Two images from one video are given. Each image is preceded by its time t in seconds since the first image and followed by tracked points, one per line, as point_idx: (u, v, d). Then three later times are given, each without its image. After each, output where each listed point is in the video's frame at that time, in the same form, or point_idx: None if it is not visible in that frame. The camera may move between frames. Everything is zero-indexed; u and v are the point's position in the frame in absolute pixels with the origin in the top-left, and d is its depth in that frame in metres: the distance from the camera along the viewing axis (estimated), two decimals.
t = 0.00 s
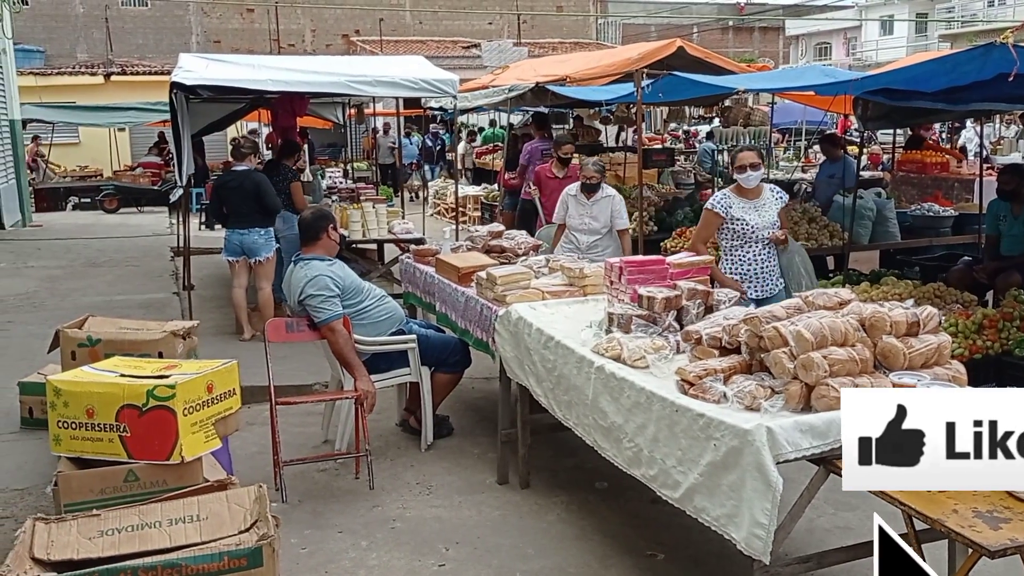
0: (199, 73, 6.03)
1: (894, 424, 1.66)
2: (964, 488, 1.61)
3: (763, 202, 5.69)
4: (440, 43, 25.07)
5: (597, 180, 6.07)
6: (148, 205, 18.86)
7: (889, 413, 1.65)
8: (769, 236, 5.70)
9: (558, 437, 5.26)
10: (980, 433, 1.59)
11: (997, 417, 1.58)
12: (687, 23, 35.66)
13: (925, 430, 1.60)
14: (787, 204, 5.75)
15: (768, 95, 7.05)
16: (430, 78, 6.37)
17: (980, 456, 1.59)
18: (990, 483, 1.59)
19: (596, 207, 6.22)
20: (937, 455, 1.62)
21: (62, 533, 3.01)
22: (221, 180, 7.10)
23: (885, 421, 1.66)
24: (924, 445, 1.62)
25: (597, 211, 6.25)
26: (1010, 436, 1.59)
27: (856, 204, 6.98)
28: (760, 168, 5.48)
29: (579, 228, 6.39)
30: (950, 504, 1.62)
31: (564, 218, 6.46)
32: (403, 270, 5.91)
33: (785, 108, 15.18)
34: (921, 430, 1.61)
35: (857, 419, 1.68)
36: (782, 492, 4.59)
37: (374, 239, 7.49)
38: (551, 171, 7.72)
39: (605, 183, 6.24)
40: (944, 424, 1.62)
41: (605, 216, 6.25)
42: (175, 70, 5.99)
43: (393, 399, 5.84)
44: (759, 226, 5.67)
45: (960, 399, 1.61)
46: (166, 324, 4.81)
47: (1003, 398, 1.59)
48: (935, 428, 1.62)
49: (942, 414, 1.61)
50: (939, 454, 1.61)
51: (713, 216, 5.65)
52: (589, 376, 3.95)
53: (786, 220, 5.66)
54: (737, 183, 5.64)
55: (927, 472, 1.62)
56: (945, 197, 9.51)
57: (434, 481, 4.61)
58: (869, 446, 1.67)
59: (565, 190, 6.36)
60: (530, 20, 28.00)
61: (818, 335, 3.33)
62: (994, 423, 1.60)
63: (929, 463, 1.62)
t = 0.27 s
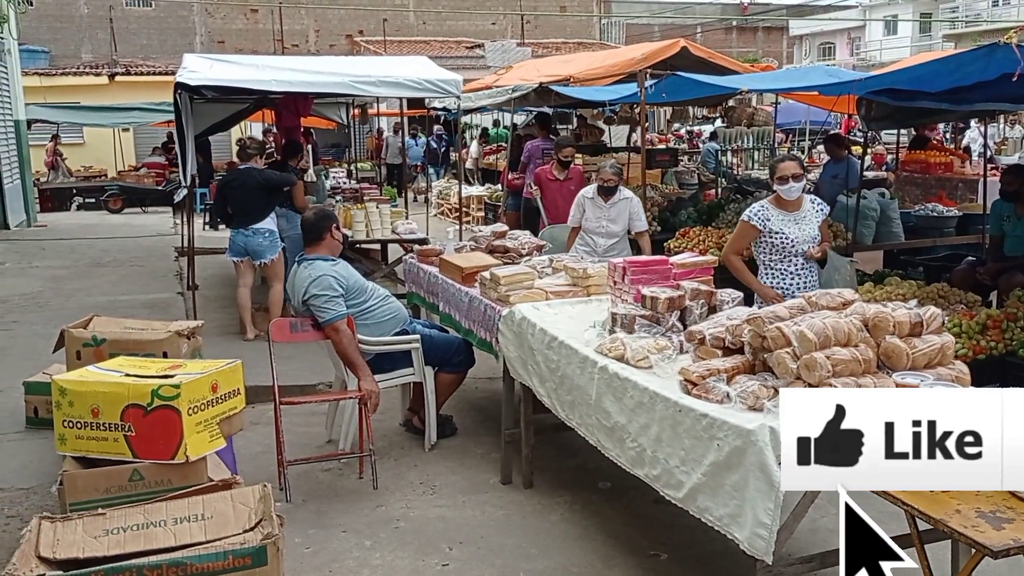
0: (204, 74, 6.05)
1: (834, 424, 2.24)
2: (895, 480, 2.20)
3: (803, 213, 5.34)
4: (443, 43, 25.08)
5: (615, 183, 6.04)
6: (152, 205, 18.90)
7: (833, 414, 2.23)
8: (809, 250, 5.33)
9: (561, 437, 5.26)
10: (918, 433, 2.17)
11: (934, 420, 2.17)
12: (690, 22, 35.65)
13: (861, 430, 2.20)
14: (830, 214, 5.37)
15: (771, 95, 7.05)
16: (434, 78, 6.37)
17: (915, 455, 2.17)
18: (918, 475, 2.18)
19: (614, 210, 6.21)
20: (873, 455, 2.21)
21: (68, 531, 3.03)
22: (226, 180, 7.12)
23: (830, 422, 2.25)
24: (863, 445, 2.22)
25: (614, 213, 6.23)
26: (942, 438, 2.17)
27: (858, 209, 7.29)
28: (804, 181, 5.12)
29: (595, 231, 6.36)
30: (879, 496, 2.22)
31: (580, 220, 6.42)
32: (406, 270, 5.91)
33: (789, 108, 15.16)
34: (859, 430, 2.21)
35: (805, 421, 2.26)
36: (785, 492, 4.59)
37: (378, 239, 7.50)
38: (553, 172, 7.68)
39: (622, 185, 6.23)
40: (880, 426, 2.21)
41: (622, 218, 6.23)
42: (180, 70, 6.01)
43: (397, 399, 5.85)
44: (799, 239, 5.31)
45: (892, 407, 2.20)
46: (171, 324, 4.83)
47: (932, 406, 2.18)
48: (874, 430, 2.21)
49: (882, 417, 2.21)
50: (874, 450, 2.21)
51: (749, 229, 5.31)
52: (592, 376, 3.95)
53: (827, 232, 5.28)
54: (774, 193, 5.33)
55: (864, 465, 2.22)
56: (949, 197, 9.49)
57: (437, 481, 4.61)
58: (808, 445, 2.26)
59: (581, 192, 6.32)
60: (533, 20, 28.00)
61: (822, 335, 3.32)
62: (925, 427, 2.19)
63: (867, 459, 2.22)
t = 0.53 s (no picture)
0: (206, 74, 6.06)
1: (784, 424, 1.86)
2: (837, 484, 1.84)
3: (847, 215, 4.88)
4: (445, 43, 25.11)
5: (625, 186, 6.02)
6: (154, 206, 18.92)
7: (782, 414, 1.85)
8: (856, 254, 4.87)
9: (562, 437, 5.25)
10: (868, 433, 1.84)
11: (885, 419, 1.84)
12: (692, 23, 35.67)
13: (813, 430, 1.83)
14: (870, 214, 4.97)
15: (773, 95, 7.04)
16: (435, 78, 6.38)
17: (866, 455, 1.83)
18: (868, 477, 1.83)
19: (624, 213, 6.19)
20: (824, 457, 1.85)
21: (67, 530, 3.03)
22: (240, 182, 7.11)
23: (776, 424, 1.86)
24: (813, 447, 1.85)
25: (624, 217, 6.21)
26: (892, 438, 1.85)
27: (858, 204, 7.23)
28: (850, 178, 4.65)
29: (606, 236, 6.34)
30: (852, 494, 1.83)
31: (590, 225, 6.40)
32: (408, 270, 5.92)
33: (791, 108, 15.15)
34: (809, 430, 1.84)
35: (752, 420, 1.87)
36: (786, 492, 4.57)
37: (379, 239, 7.50)
38: (549, 172, 7.67)
39: (631, 188, 6.22)
40: (832, 425, 1.86)
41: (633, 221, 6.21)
42: (181, 70, 6.02)
43: (398, 399, 5.84)
44: (845, 242, 4.85)
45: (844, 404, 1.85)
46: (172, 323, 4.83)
47: (881, 403, 1.85)
48: (824, 428, 1.86)
49: (831, 415, 1.85)
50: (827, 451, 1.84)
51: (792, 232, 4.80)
52: (593, 375, 3.95)
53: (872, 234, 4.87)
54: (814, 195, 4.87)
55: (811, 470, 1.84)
56: (951, 197, 9.47)
57: (438, 481, 4.61)
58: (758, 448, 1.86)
59: (590, 197, 6.30)
60: (535, 20, 28.02)
61: (822, 335, 3.31)
62: (878, 427, 1.85)
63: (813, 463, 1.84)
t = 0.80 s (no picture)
0: (205, 74, 6.07)
1: (754, 425, 2.08)
2: (821, 481, 2.06)
3: (890, 224, 4.96)
4: (446, 44, 25.12)
5: (630, 185, 5.98)
6: (155, 206, 18.94)
7: (752, 415, 2.07)
8: (901, 261, 4.95)
9: (561, 437, 5.24)
10: (838, 433, 2.05)
11: (855, 420, 2.04)
12: (693, 24, 35.70)
13: (782, 430, 2.06)
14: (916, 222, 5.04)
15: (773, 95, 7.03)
16: (435, 78, 6.38)
17: (835, 455, 2.04)
18: (840, 476, 2.05)
19: (633, 213, 6.15)
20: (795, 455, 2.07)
21: (61, 527, 3.02)
22: (271, 184, 7.16)
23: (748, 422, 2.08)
24: (784, 445, 2.08)
25: (633, 217, 6.16)
26: (863, 439, 2.05)
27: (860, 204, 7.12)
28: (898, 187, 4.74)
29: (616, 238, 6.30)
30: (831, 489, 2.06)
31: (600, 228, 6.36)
32: (407, 270, 5.91)
33: (790, 109, 15.13)
34: (780, 431, 2.06)
35: (724, 420, 2.10)
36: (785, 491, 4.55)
37: (378, 239, 7.50)
38: (545, 173, 7.67)
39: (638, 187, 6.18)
40: (802, 425, 2.07)
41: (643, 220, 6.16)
42: (180, 70, 6.03)
43: (396, 399, 5.84)
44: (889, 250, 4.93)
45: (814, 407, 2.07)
46: (170, 323, 4.83)
47: (857, 406, 2.05)
48: (793, 429, 2.07)
49: (801, 416, 2.07)
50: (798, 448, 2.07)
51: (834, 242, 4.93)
52: (590, 374, 3.94)
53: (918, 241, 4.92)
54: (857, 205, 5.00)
55: (785, 466, 2.07)
56: (952, 198, 9.43)
57: (436, 480, 4.60)
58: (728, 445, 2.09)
59: (597, 199, 6.26)
60: (535, 20, 28.01)
61: (819, 333, 3.30)
62: (847, 427, 2.06)
63: (786, 459, 2.08)
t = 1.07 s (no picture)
0: (158, 73, 5.98)
1: (748, 425, 2.04)
2: (816, 482, 2.03)
3: (905, 224, 4.18)
4: (406, 43, 25.04)
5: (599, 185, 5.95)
6: (109, 206, 18.65)
7: (744, 415, 2.03)
8: (914, 268, 4.20)
9: (519, 437, 5.23)
10: (831, 433, 2.02)
11: (849, 420, 2.01)
12: (654, 26, 35.98)
13: (777, 430, 2.02)
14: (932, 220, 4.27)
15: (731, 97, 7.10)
16: (392, 78, 6.35)
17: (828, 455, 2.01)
18: (834, 476, 2.02)
19: (602, 213, 6.14)
20: (788, 456, 2.03)
21: (4, 535, 2.95)
22: (252, 184, 7.47)
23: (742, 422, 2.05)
24: (777, 446, 2.04)
25: (603, 217, 6.15)
26: (856, 438, 2.02)
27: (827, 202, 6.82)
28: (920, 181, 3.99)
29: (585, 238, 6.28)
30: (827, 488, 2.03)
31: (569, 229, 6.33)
32: (364, 271, 5.88)
33: (748, 111, 15.30)
34: (772, 430, 2.02)
35: (717, 420, 2.05)
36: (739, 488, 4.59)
37: (336, 240, 7.45)
38: (504, 174, 7.68)
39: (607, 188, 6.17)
40: (796, 425, 2.04)
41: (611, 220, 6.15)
42: (132, 68, 5.93)
43: (354, 401, 5.79)
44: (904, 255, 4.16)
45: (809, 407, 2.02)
46: (121, 325, 4.74)
47: (849, 405, 2.01)
48: (787, 429, 2.04)
49: (795, 416, 2.03)
50: (796, 448, 2.03)
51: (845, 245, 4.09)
52: (547, 374, 3.94)
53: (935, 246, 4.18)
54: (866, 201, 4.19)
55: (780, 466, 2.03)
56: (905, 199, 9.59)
57: (394, 483, 4.57)
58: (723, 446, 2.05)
59: (567, 200, 6.23)
60: (496, 21, 28.05)
61: (772, 332, 3.33)
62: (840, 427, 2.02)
63: (781, 459, 2.05)
